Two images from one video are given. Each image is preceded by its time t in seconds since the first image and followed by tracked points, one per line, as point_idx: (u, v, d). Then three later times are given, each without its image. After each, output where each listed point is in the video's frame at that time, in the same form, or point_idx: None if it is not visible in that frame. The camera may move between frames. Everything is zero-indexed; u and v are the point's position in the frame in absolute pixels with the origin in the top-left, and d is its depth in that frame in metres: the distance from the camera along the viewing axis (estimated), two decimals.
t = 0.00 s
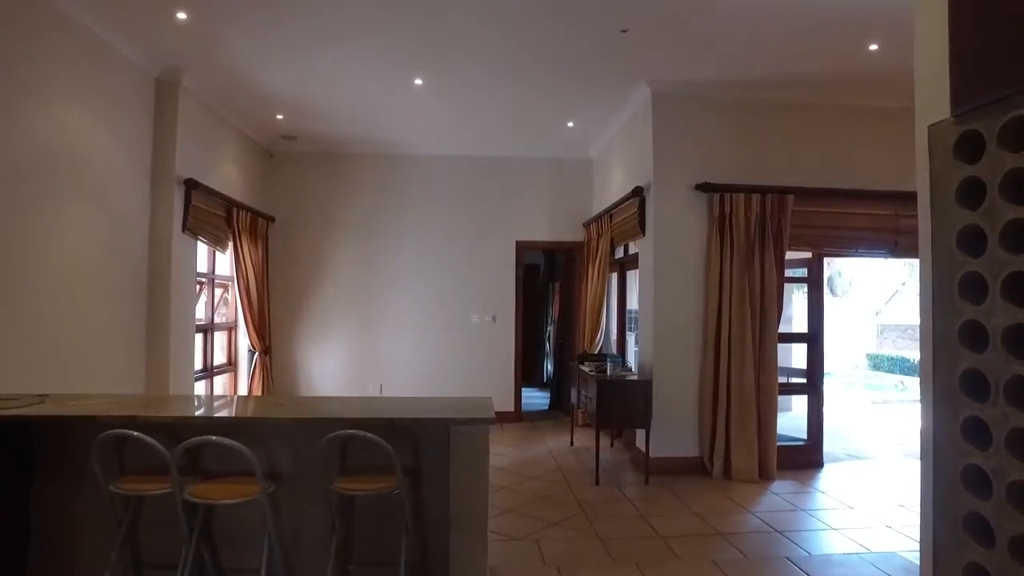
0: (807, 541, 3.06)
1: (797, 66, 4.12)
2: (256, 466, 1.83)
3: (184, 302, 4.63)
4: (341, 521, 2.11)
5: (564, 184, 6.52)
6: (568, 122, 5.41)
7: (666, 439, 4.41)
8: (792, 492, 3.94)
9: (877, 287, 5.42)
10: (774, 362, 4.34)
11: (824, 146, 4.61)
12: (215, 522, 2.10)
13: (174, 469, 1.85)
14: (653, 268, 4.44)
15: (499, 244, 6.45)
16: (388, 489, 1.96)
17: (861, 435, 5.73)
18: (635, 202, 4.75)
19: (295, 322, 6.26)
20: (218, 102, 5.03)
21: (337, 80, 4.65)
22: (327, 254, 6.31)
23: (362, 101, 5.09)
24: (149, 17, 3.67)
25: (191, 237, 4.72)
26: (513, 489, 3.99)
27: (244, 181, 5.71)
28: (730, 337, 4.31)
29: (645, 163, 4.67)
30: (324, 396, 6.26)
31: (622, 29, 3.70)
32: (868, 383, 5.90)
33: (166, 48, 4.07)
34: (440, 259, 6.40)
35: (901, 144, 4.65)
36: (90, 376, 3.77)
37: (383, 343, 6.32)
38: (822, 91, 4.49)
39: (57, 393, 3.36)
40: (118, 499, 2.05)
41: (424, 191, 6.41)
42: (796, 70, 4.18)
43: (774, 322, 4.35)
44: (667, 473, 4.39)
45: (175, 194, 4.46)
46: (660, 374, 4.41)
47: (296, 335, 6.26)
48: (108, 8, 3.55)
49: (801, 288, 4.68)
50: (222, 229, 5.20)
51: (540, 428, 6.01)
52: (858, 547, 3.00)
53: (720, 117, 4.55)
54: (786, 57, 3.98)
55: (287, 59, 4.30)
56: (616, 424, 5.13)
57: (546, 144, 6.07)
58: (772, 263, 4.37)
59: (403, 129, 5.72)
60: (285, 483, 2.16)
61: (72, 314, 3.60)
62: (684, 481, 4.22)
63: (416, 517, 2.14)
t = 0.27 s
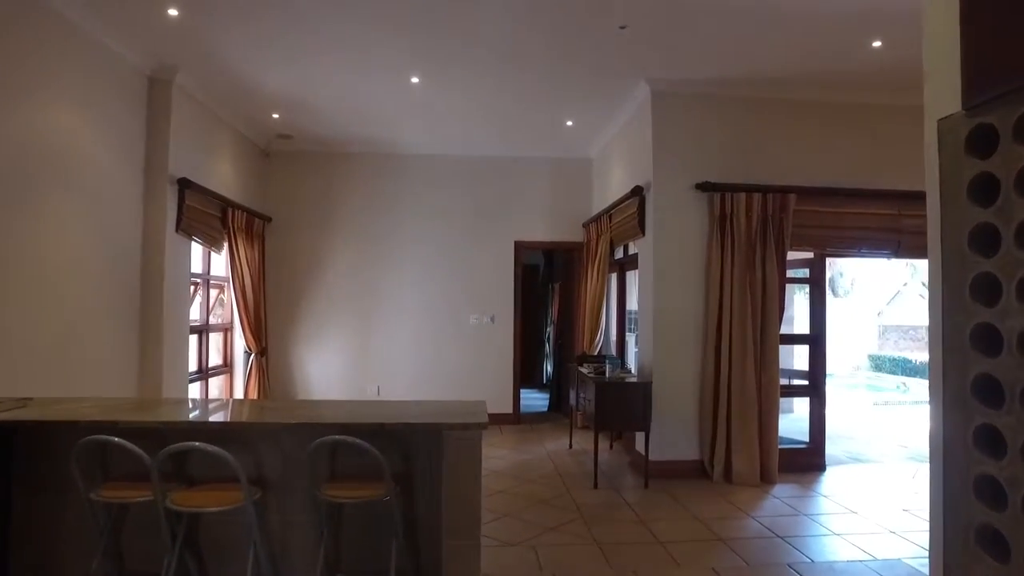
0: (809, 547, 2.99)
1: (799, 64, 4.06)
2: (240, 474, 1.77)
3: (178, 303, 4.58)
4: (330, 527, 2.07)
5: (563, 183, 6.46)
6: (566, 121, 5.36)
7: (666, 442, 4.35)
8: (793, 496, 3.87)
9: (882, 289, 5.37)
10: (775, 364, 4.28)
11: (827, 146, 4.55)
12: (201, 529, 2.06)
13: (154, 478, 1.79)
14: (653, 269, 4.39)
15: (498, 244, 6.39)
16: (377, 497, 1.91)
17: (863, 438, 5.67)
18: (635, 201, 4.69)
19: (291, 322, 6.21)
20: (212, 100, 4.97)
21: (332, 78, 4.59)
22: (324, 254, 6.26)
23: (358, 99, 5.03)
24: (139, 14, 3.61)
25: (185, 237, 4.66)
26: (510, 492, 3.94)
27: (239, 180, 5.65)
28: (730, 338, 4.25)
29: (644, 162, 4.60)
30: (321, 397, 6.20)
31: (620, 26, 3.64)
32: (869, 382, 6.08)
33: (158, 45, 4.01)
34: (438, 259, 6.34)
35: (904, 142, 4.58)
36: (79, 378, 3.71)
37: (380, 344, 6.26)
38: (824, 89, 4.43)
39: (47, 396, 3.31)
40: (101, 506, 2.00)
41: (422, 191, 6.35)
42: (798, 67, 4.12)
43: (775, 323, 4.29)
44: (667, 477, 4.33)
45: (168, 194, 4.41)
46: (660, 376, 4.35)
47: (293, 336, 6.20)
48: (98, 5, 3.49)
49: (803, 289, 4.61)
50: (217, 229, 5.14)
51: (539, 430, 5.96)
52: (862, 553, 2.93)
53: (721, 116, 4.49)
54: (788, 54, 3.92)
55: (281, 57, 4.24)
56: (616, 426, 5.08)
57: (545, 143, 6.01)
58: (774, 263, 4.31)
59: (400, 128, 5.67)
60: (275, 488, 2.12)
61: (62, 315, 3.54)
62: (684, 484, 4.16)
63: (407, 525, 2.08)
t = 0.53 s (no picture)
0: (812, 553, 2.92)
1: (801, 59, 3.99)
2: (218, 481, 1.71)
3: (171, 302, 4.51)
4: (314, 534, 2.01)
5: (562, 181, 6.39)
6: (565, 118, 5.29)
7: (665, 444, 4.27)
8: (795, 499, 3.80)
9: (884, 288, 5.29)
10: (776, 365, 4.20)
11: (829, 143, 4.47)
12: (182, 535, 2.00)
13: (130, 484, 1.72)
14: (652, 268, 4.31)
15: (496, 243, 6.32)
16: (364, 503, 1.86)
17: (866, 439, 5.59)
18: (634, 199, 4.62)
19: (287, 322, 6.14)
20: (206, 96, 4.91)
21: (326, 73, 4.52)
22: (320, 253, 6.19)
23: (354, 96, 4.96)
24: (128, 7, 3.54)
25: (178, 236, 4.60)
26: (507, 495, 3.87)
27: (234, 178, 5.59)
28: (731, 338, 4.17)
29: (644, 159, 4.53)
30: (317, 397, 6.13)
31: (619, 19, 3.57)
32: (872, 383, 5.91)
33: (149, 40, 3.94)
34: (435, 258, 6.28)
35: (909, 139, 4.51)
36: (69, 379, 3.65)
37: (377, 344, 6.19)
38: (827, 85, 4.36)
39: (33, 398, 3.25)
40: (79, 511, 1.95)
41: (419, 189, 6.29)
42: (801, 63, 4.05)
43: (777, 323, 4.21)
44: (666, 479, 4.26)
45: (160, 192, 4.34)
46: (659, 377, 4.27)
47: (289, 336, 6.14)
48: None
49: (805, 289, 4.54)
50: (211, 228, 5.08)
51: (538, 431, 5.89)
52: (868, 560, 2.86)
53: (722, 112, 4.41)
54: (790, 49, 3.85)
55: (274, 52, 4.17)
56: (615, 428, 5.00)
57: (544, 140, 5.94)
58: (775, 262, 4.24)
59: (397, 125, 5.60)
60: (257, 494, 2.06)
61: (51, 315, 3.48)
62: (684, 487, 4.09)
63: (396, 532, 2.03)
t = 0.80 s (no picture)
0: (816, 561, 2.83)
1: (804, 55, 3.91)
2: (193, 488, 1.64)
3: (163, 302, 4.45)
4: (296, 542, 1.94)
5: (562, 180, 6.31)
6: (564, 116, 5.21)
7: (665, 447, 4.19)
8: (798, 505, 3.71)
9: (889, 289, 5.24)
10: (779, 366, 4.12)
11: (834, 140, 4.38)
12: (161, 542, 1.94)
13: (101, 490, 1.65)
14: (652, 268, 4.24)
15: (495, 243, 6.25)
16: (348, 511, 1.80)
17: (870, 443, 5.50)
18: (634, 198, 4.54)
19: (283, 323, 6.07)
20: (200, 94, 4.84)
21: (321, 69, 4.46)
22: (317, 253, 6.12)
23: (349, 93, 4.89)
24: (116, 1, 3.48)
25: (171, 235, 4.53)
26: (503, 499, 3.79)
27: (230, 177, 5.52)
28: (732, 339, 4.09)
29: (644, 157, 4.45)
30: (313, 398, 6.06)
31: (617, 13, 3.49)
32: (877, 385, 5.66)
33: (139, 35, 3.88)
34: (433, 258, 6.20)
35: (915, 137, 4.41)
36: (57, 380, 3.58)
37: (374, 345, 6.12)
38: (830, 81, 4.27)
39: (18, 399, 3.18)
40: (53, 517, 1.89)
41: (417, 188, 6.21)
42: (804, 58, 3.96)
43: (780, 324, 4.13)
44: (666, 483, 4.18)
45: (152, 190, 4.27)
46: (659, 380, 4.19)
47: (285, 337, 6.07)
48: None
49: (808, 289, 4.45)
50: (206, 227, 5.02)
51: (537, 434, 5.81)
52: (872, 567, 2.78)
53: (723, 109, 4.33)
54: (792, 44, 3.76)
55: (267, 47, 4.10)
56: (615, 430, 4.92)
57: (543, 139, 5.87)
58: (777, 262, 4.15)
59: (394, 123, 5.53)
60: (238, 500, 2.00)
61: (37, 314, 3.42)
62: (685, 491, 4.01)
63: (382, 540, 1.97)
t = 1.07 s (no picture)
0: (821, 568, 2.76)
1: (808, 50, 3.83)
2: (172, 494, 1.59)
3: (159, 302, 4.40)
4: (282, 548, 1.89)
5: (564, 179, 6.25)
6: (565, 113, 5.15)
7: (667, 450, 4.12)
8: (803, 509, 3.63)
9: (895, 289, 5.17)
10: (783, 368, 4.05)
11: (839, 137, 4.31)
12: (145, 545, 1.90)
13: (78, 495, 1.60)
14: (654, 267, 4.17)
15: (496, 242, 6.19)
16: (333, 518, 1.75)
17: (876, 445, 5.42)
18: (635, 196, 4.47)
19: (282, 323, 6.03)
20: (197, 91, 4.80)
21: (319, 66, 4.40)
22: (316, 253, 6.07)
23: (348, 91, 4.84)
24: None
25: (167, 234, 4.48)
26: (502, 502, 3.73)
27: (228, 175, 5.48)
28: (735, 340, 4.02)
29: (645, 154, 4.38)
30: (312, 399, 6.01)
31: (617, 7, 3.42)
32: (882, 386, 5.75)
33: (132, 30, 3.82)
34: (433, 257, 6.15)
35: (922, 133, 4.33)
36: (49, 381, 3.53)
37: (373, 345, 6.07)
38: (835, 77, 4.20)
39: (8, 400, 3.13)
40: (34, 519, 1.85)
41: (417, 187, 6.16)
42: (808, 54, 3.89)
43: (784, 325, 4.06)
44: (669, 486, 4.11)
45: (147, 189, 4.22)
46: (661, 381, 4.12)
47: (284, 337, 6.02)
48: None
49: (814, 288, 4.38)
50: (203, 226, 4.97)
51: (538, 435, 5.74)
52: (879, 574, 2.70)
53: (726, 106, 4.26)
54: (796, 39, 3.69)
55: (263, 43, 4.05)
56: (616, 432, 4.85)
57: (544, 137, 5.80)
58: (781, 262, 4.08)
59: (393, 121, 5.47)
60: (224, 505, 1.94)
61: (30, 314, 3.37)
62: (687, 495, 3.94)
63: (370, 546, 1.91)
